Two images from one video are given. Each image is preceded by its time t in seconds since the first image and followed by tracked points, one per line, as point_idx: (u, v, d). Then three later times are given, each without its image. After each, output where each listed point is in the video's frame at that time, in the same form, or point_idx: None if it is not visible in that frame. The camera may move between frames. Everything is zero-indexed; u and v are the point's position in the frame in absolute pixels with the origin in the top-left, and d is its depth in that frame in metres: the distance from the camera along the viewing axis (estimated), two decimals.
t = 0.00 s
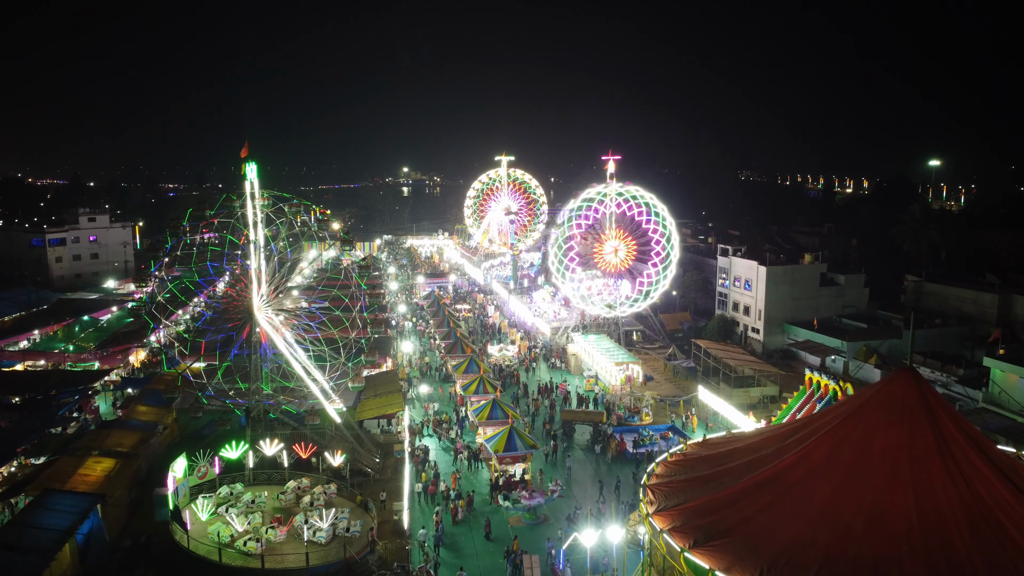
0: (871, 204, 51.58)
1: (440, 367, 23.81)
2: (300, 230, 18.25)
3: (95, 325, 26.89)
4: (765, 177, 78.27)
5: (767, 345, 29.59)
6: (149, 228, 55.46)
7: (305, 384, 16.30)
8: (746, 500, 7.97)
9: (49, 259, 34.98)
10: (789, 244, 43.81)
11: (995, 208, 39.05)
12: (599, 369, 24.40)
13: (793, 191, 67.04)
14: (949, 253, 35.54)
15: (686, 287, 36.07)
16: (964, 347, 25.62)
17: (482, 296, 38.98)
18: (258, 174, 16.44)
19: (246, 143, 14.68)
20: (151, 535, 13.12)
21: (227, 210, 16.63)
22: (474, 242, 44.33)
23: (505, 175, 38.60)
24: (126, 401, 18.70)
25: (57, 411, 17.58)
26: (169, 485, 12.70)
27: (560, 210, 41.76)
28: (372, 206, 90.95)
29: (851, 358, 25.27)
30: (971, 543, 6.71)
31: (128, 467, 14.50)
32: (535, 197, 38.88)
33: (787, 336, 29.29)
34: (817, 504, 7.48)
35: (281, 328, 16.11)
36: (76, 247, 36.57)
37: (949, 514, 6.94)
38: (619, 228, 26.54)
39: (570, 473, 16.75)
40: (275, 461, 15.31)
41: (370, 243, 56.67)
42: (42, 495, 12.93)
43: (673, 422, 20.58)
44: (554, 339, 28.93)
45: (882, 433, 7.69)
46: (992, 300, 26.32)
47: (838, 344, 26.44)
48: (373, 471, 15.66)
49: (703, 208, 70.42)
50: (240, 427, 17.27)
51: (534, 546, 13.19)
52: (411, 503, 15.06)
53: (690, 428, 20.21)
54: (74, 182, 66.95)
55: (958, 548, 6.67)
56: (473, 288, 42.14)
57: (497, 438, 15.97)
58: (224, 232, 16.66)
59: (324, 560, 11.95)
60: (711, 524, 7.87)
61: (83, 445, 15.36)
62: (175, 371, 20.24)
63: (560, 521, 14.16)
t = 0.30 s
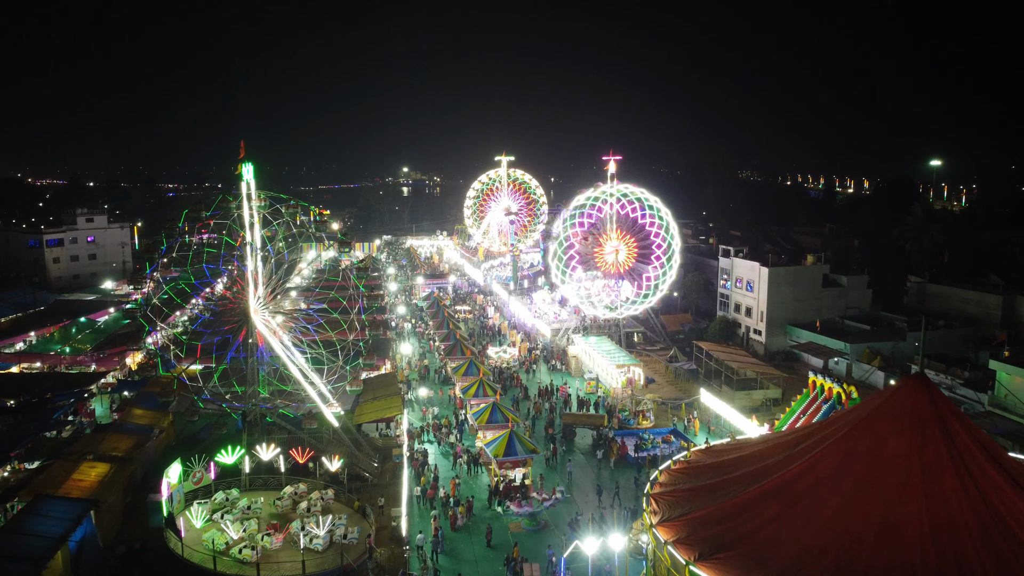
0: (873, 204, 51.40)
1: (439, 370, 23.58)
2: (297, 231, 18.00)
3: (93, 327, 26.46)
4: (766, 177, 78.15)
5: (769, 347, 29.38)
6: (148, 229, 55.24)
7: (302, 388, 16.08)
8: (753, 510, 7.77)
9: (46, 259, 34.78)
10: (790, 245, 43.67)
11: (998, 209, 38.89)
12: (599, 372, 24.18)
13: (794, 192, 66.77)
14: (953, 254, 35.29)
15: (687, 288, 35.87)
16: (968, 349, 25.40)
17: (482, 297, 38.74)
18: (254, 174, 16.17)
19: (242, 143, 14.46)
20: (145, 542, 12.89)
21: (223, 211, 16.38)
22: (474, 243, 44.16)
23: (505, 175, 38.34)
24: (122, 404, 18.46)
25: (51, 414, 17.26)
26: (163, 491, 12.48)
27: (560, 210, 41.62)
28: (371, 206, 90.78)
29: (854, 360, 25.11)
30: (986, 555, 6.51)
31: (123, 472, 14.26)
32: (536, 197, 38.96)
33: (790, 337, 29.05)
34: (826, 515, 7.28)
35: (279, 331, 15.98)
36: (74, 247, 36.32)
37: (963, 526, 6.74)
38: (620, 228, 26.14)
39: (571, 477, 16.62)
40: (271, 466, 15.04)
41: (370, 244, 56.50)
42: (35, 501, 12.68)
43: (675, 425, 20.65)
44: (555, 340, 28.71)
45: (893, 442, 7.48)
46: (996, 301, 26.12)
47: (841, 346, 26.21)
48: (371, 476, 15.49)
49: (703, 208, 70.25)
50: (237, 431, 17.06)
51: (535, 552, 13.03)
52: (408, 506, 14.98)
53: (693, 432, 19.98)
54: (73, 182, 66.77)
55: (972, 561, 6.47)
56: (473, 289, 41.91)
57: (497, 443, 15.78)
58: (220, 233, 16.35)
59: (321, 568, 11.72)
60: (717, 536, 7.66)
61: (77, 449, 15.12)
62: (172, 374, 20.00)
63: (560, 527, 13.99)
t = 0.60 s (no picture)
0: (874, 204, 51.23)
1: (438, 372, 23.39)
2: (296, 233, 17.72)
3: (90, 328, 25.96)
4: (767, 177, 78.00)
5: (772, 349, 29.19)
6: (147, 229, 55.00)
7: (299, 392, 15.83)
8: (761, 521, 7.55)
9: (44, 260, 34.58)
10: (792, 245, 43.54)
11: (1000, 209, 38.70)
12: (600, 375, 23.97)
13: (794, 191, 66.53)
14: (956, 254, 35.05)
15: (688, 289, 35.69)
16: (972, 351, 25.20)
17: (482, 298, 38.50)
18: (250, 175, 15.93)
19: (238, 144, 14.27)
20: (139, 550, 12.63)
21: (218, 212, 16.24)
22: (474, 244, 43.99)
23: (505, 176, 38.20)
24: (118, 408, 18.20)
25: (45, 418, 16.94)
26: (157, 498, 12.26)
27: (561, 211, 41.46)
28: (371, 206, 90.56)
29: (858, 362, 25.11)
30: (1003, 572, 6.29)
31: (117, 478, 13.95)
32: (536, 197, 38.60)
33: (793, 339, 28.93)
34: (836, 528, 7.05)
35: (275, 334, 15.65)
36: (71, 248, 36.12)
37: (979, 538, 6.54)
38: (620, 230, 26.06)
39: (573, 482, 16.33)
40: (267, 471, 14.70)
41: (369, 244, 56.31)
42: (27, 509, 12.34)
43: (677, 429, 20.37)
44: (555, 342, 28.50)
45: (905, 453, 7.25)
46: (1000, 303, 25.92)
47: (844, 348, 26.04)
48: (369, 481, 15.24)
49: (704, 208, 70.08)
50: (233, 435, 16.78)
51: (536, 560, 12.82)
52: (405, 511, 14.82)
53: (695, 435, 20.00)
54: (72, 182, 66.70)
55: None
56: (473, 289, 41.67)
57: (497, 448, 15.58)
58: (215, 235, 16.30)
59: None
60: (723, 550, 7.44)
61: (71, 454, 14.81)
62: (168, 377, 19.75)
63: (561, 535, 13.75)
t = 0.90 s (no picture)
0: (876, 204, 51.07)
1: (436, 375, 23.22)
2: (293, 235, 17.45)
3: (86, 331, 25.62)
4: (767, 177, 77.86)
5: (774, 351, 29.05)
6: (146, 229, 54.80)
7: (296, 397, 15.48)
8: (770, 535, 7.30)
9: (41, 261, 34.36)
10: (794, 247, 43.40)
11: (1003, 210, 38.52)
12: (601, 378, 23.79)
13: (795, 192, 66.29)
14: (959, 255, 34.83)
15: (690, 291, 35.51)
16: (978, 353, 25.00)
17: (481, 300, 38.22)
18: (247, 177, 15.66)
19: (235, 146, 14.00)
20: (131, 560, 12.32)
21: (214, 215, 16.31)
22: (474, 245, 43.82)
23: (505, 176, 38.13)
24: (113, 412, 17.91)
25: (39, 423, 16.50)
26: (150, 506, 12.00)
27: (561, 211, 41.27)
28: (371, 207, 90.49)
29: (862, 365, 25.09)
30: None
31: (111, 484, 13.55)
32: (536, 197, 38.54)
33: (796, 342, 28.77)
34: (847, 543, 6.82)
35: (271, 338, 15.41)
36: (68, 249, 35.82)
37: (996, 552, 6.32)
38: (622, 231, 25.88)
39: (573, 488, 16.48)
40: (263, 477, 14.63)
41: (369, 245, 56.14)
42: (17, 517, 11.97)
43: (679, 433, 20.37)
44: (555, 344, 28.26)
45: (918, 464, 7.03)
46: (1004, 305, 25.69)
47: (848, 351, 25.96)
48: (367, 487, 15.17)
49: (705, 209, 69.91)
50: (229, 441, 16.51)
51: (535, 567, 12.66)
52: (403, 518, 14.65)
53: (697, 440, 19.97)
54: (71, 183, 66.49)
55: None
56: (472, 291, 41.42)
57: (497, 454, 15.50)
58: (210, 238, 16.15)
59: None
60: (731, 566, 7.20)
61: (64, 459, 14.38)
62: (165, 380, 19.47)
63: (560, 542, 13.63)
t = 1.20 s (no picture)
0: (877, 205, 50.93)
1: (435, 379, 23.10)
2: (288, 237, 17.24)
3: (83, 333, 25.23)
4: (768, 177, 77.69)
5: (777, 354, 28.99)
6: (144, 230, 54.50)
7: (293, 402, 15.19)
8: (779, 550, 7.09)
9: (38, 263, 34.10)
10: (795, 247, 43.22)
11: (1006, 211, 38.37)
12: (602, 381, 23.61)
13: (796, 192, 66.16)
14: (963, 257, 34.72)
15: (691, 293, 35.36)
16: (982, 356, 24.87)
17: (481, 301, 37.95)
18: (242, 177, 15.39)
19: (229, 146, 13.71)
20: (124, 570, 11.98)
21: (210, 217, 15.86)
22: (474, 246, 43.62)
23: (505, 177, 38.01)
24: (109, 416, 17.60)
25: (34, 426, 16.01)
26: (142, 516, 11.70)
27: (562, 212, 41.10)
28: (370, 207, 90.31)
29: (866, 369, 24.99)
30: None
31: (104, 492, 13.17)
32: (536, 198, 38.50)
33: (798, 345, 28.69)
34: (860, 559, 6.59)
35: (267, 342, 15.18)
36: (66, 250, 35.61)
37: (1015, 565, 6.07)
38: (624, 232, 25.51)
39: (574, 495, 16.38)
40: (258, 485, 14.42)
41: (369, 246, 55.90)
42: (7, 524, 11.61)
43: (681, 439, 20.58)
44: (556, 347, 27.86)
45: (933, 479, 6.81)
46: (1009, 307, 25.55)
47: (852, 354, 25.74)
48: (364, 494, 14.92)
49: (705, 210, 69.69)
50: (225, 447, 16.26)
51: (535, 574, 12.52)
52: (402, 526, 14.43)
53: (700, 445, 20.18)
54: (70, 183, 66.30)
55: None
56: (472, 292, 41.17)
57: (496, 461, 15.35)
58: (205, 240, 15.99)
59: None
60: None
61: (56, 466, 13.98)
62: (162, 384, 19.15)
63: (562, 550, 13.46)
